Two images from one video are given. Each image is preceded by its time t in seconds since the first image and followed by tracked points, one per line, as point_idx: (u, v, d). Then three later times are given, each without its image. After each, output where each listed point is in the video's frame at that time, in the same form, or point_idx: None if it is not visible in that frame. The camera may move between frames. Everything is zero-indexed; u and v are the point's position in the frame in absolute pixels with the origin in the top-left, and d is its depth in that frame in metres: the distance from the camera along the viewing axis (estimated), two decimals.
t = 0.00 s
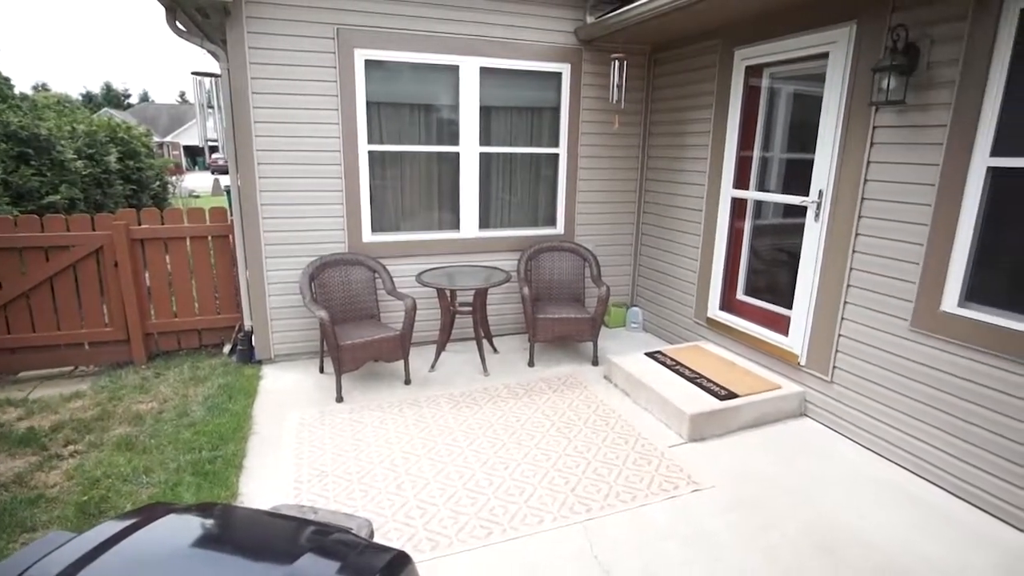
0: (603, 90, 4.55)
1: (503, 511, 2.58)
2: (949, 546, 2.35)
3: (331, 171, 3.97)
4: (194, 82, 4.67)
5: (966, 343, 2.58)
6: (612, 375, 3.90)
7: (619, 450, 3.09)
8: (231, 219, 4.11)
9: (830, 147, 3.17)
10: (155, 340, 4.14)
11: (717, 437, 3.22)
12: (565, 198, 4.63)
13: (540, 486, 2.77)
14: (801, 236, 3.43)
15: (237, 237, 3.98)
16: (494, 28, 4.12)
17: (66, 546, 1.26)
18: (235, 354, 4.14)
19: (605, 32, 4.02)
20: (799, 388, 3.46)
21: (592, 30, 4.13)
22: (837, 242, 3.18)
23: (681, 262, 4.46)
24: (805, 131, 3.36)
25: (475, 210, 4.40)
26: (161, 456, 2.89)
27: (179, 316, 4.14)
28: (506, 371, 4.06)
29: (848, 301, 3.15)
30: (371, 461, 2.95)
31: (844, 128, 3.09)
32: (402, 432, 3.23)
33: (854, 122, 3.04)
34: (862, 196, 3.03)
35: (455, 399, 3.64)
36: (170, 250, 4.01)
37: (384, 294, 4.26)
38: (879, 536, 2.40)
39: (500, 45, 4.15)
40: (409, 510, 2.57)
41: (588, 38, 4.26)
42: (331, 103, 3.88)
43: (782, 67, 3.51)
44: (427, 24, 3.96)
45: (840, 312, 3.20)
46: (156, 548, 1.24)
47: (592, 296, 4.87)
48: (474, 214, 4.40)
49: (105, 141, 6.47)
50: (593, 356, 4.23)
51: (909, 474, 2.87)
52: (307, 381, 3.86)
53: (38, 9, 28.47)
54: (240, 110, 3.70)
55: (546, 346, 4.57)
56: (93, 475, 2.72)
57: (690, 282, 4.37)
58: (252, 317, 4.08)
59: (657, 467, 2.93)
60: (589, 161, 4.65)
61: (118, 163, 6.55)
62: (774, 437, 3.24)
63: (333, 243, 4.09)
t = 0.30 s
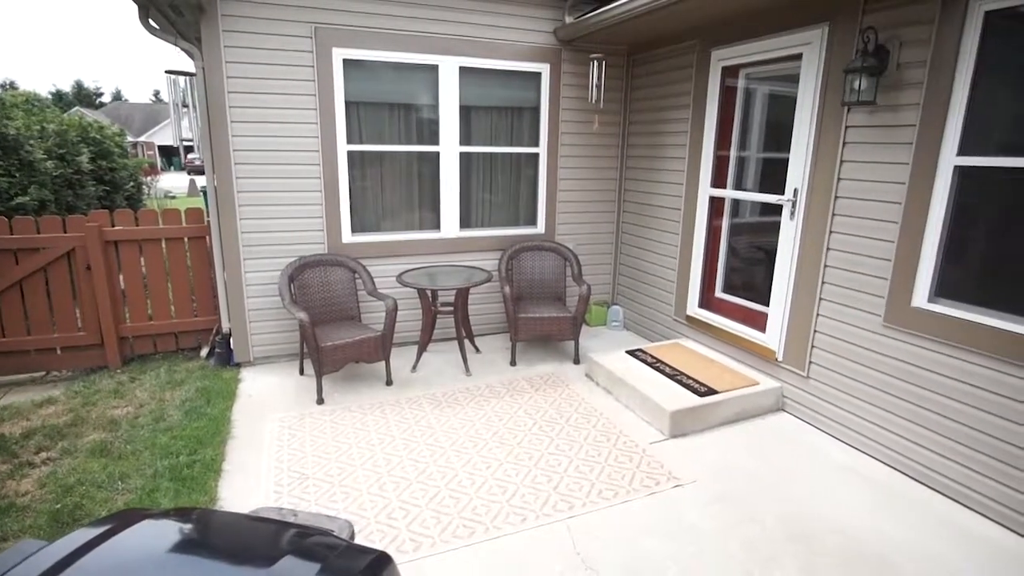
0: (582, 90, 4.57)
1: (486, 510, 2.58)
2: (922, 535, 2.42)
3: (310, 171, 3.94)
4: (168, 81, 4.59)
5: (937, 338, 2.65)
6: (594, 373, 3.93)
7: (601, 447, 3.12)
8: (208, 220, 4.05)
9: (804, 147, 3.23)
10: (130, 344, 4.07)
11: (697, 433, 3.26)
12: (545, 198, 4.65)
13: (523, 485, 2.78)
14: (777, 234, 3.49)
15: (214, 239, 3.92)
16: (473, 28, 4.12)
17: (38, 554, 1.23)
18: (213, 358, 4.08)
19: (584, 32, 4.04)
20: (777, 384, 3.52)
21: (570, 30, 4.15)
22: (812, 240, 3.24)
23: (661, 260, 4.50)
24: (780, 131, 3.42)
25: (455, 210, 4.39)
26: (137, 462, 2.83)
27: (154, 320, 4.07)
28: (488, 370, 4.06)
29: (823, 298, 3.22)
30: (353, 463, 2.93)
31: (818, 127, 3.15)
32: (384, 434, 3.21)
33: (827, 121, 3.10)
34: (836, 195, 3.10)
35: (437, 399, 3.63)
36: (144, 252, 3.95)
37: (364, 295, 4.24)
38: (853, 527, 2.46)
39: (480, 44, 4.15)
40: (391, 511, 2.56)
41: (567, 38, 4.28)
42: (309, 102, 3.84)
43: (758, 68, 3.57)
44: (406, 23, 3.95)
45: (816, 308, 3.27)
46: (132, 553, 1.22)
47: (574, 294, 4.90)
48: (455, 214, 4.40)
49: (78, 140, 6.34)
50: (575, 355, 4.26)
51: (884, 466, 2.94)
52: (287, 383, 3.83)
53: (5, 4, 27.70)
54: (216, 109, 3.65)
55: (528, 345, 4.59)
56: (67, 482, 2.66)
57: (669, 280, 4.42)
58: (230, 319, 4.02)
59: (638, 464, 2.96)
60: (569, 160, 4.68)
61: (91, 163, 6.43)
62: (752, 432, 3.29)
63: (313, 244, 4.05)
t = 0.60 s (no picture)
0: (563, 90, 4.59)
1: (470, 510, 2.58)
2: (897, 527, 2.47)
3: (290, 171, 3.90)
4: (144, 81, 4.52)
5: (910, 333, 2.72)
6: (577, 372, 3.95)
7: (584, 445, 3.14)
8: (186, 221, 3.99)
9: (781, 147, 3.28)
10: (106, 347, 3.99)
11: (678, 430, 3.29)
12: (527, 198, 4.67)
13: (506, 484, 2.79)
14: (755, 233, 3.54)
15: (192, 240, 3.87)
16: (454, 27, 4.11)
17: (12, 563, 1.21)
18: (192, 361, 4.03)
19: (564, 32, 4.06)
20: (756, 380, 3.58)
21: (551, 30, 4.17)
22: (789, 238, 3.30)
23: (642, 259, 4.54)
24: (758, 131, 3.47)
25: (437, 210, 4.39)
26: (114, 468, 2.78)
27: (131, 322, 4.01)
28: (471, 370, 4.06)
29: (800, 295, 3.27)
30: (336, 465, 2.92)
31: (794, 128, 3.20)
32: (367, 435, 3.20)
33: (803, 122, 3.16)
34: (812, 194, 3.15)
35: (420, 399, 3.62)
36: (120, 254, 3.88)
37: (346, 296, 4.21)
38: (830, 520, 2.51)
39: (461, 44, 4.15)
40: (375, 512, 2.55)
41: (548, 38, 4.29)
42: (289, 102, 3.80)
43: (736, 69, 3.61)
44: (386, 23, 3.93)
45: (793, 305, 3.32)
46: (108, 560, 1.20)
47: (556, 294, 4.92)
48: (437, 214, 4.39)
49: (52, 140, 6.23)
50: (558, 354, 4.28)
51: (860, 459, 3.01)
52: (268, 386, 3.79)
53: None
54: (193, 109, 3.59)
55: (511, 345, 4.60)
56: (41, 489, 2.60)
57: (651, 279, 4.46)
58: (209, 322, 3.97)
59: (621, 461, 2.98)
60: (551, 160, 4.69)
61: (66, 164, 6.32)
62: (732, 428, 3.33)
63: (293, 245, 4.02)
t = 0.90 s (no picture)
0: (546, 90, 4.61)
1: (455, 511, 2.58)
2: (876, 520, 2.52)
3: (270, 171, 3.86)
4: (120, 80, 4.45)
5: (886, 330, 2.77)
6: (561, 371, 3.97)
7: (569, 444, 3.15)
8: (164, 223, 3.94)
9: (760, 147, 3.33)
10: (83, 352, 3.92)
11: (661, 427, 3.33)
12: (511, 198, 4.67)
13: (492, 484, 2.80)
14: (736, 232, 3.58)
15: (171, 243, 3.81)
16: (436, 27, 4.11)
17: None
18: (171, 364, 3.97)
19: (546, 32, 4.07)
20: (738, 377, 3.63)
21: (533, 30, 4.18)
22: (769, 237, 3.35)
23: (625, 258, 4.58)
24: (738, 131, 3.51)
25: (420, 210, 4.37)
26: (92, 474, 2.73)
27: (109, 326, 3.94)
28: (456, 371, 4.06)
29: (780, 293, 3.32)
30: (320, 468, 2.90)
31: (773, 129, 3.25)
32: (351, 437, 3.18)
33: (782, 123, 3.20)
34: (791, 193, 3.20)
35: (405, 400, 3.61)
36: (97, 256, 3.81)
37: (328, 297, 4.19)
38: (810, 514, 2.55)
39: (443, 44, 4.14)
40: (359, 514, 2.54)
41: (530, 38, 4.30)
42: (269, 102, 3.77)
43: (716, 69, 3.65)
44: (368, 22, 3.91)
45: (773, 303, 3.37)
46: (83, 568, 1.19)
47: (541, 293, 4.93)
48: (420, 214, 4.38)
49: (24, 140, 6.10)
50: (542, 353, 4.29)
51: (840, 454, 3.06)
52: (250, 388, 3.75)
53: None
54: (171, 109, 3.54)
55: (496, 345, 4.60)
56: (16, 497, 2.55)
57: (634, 278, 4.50)
58: (189, 325, 3.92)
59: (605, 459, 3.01)
60: (534, 160, 4.71)
61: (40, 164, 6.19)
62: (714, 424, 3.38)
63: (274, 246, 3.98)
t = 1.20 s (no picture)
0: (527, 89, 4.61)
1: (439, 511, 2.58)
2: (853, 512, 2.57)
3: (249, 171, 3.82)
4: (93, 78, 4.37)
5: (863, 325, 2.83)
6: (545, 370, 3.98)
7: (553, 442, 3.16)
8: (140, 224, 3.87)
9: (739, 146, 3.37)
10: (57, 355, 3.83)
11: (644, 424, 3.35)
12: (493, 197, 4.67)
13: (476, 483, 2.80)
14: (716, 230, 3.62)
15: (148, 244, 3.75)
16: (417, 26, 4.09)
17: None
18: (149, 367, 3.91)
19: (527, 31, 4.07)
20: (719, 373, 3.67)
21: (514, 30, 4.18)
22: (748, 235, 3.39)
23: (608, 257, 4.60)
24: (717, 130, 3.55)
25: (402, 210, 4.35)
26: (67, 481, 2.67)
27: (84, 329, 3.86)
28: (440, 371, 4.05)
29: (759, 290, 3.37)
30: (302, 470, 2.87)
31: (751, 128, 3.29)
32: (333, 438, 3.16)
33: (760, 122, 3.24)
34: (769, 192, 3.24)
35: (388, 401, 3.60)
36: (71, 258, 3.73)
37: (310, 298, 4.15)
38: (790, 508, 2.59)
39: (424, 43, 4.13)
40: (342, 516, 2.52)
41: (511, 38, 4.30)
42: (247, 100, 3.72)
43: (696, 69, 3.68)
44: (348, 21, 3.88)
45: (753, 300, 3.41)
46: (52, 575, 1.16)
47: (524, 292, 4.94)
48: (402, 213, 4.36)
49: None
50: (526, 352, 4.30)
51: (818, 447, 3.11)
52: (230, 391, 3.70)
53: None
54: (147, 107, 3.48)
55: (479, 344, 4.59)
56: None
57: (616, 276, 4.53)
58: (167, 327, 3.86)
59: (589, 457, 3.02)
60: (516, 159, 4.71)
61: (13, 164, 6.06)
62: (696, 421, 3.41)
63: (254, 246, 3.94)
